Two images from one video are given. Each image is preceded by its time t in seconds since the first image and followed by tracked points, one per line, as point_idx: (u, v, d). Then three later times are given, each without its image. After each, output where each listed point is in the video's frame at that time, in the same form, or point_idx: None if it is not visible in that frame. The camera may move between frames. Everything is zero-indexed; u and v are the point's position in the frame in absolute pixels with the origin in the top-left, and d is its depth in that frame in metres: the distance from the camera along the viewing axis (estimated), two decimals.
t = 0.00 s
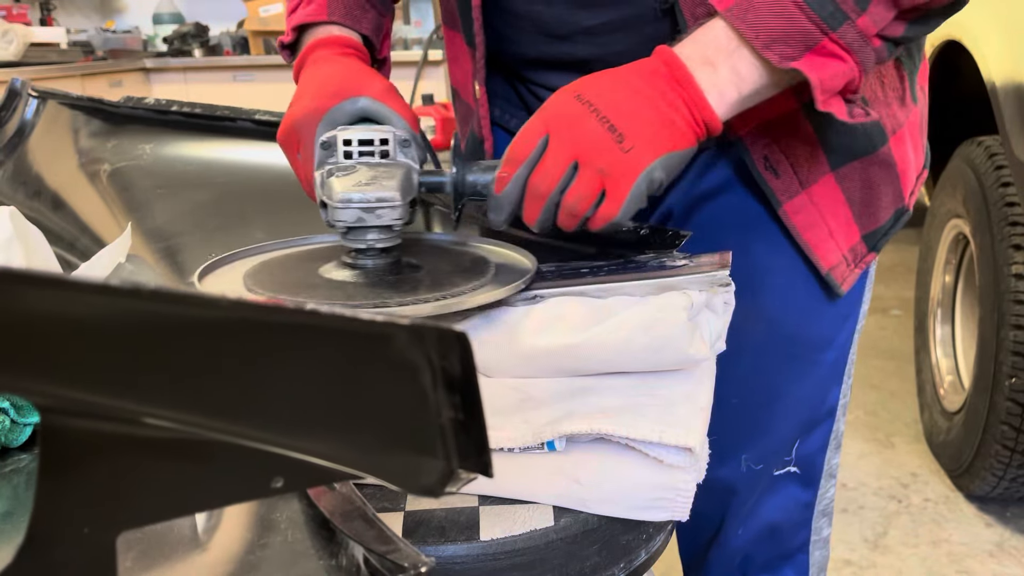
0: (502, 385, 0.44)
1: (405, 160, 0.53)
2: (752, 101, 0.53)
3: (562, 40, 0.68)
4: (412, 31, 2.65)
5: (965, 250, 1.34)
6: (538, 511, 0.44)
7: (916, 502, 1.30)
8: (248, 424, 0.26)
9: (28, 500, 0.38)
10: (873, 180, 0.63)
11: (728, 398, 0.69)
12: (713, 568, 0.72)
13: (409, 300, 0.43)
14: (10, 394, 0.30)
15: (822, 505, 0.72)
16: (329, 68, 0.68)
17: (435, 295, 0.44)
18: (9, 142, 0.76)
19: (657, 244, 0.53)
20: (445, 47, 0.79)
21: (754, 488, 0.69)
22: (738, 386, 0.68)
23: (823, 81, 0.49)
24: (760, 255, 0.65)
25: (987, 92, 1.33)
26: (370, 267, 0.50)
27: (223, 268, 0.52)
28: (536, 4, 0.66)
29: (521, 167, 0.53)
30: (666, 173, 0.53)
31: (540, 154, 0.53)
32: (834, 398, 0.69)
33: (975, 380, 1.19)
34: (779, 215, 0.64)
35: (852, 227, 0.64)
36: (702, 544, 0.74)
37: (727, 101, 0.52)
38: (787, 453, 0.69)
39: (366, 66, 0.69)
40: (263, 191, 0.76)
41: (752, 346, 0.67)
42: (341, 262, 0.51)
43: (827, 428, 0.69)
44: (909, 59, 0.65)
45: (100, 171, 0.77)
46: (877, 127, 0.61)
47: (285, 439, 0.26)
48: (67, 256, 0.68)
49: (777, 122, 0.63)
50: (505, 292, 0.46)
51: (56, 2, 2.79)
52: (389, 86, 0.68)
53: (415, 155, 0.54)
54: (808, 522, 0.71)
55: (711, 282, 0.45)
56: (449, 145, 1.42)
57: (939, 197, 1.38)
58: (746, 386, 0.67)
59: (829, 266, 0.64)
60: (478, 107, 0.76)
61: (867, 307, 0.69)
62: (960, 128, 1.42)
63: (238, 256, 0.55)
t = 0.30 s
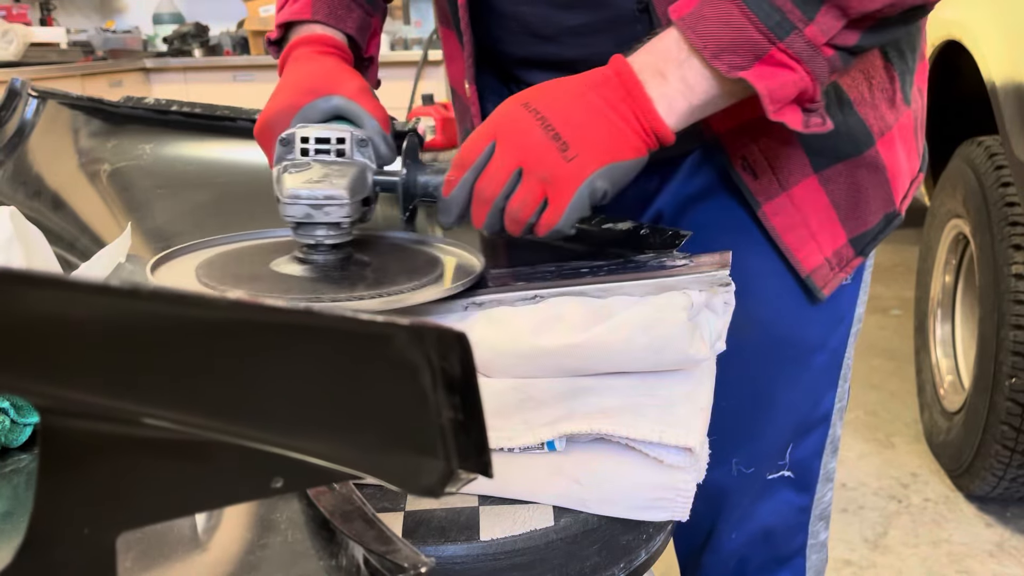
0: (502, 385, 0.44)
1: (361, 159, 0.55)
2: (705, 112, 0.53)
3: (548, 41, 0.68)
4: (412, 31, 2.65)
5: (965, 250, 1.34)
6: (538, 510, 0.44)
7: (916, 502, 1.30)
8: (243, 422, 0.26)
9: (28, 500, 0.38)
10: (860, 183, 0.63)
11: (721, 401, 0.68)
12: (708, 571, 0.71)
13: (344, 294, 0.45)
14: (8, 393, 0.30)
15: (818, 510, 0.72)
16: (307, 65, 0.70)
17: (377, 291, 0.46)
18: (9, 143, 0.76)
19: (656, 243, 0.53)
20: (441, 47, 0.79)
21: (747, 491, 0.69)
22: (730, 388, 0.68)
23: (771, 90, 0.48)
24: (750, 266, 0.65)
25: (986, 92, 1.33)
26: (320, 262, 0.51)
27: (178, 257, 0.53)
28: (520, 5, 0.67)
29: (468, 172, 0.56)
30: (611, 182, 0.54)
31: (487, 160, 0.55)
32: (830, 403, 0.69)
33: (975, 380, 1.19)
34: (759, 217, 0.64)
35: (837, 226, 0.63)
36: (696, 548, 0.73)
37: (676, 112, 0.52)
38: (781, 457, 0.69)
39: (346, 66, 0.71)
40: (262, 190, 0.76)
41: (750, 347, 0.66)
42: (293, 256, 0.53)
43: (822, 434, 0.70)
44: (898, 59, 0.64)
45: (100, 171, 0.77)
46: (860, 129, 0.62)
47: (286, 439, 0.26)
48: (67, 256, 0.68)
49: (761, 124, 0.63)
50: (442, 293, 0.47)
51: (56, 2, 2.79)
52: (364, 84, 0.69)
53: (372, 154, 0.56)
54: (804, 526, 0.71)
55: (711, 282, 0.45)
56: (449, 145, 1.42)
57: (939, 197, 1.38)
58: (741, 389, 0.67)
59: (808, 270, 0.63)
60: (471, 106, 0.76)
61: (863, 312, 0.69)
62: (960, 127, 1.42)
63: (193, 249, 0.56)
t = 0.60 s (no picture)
0: (503, 385, 0.44)
1: (299, 164, 0.54)
2: (637, 124, 0.52)
3: (539, 43, 0.68)
4: (413, 31, 2.65)
5: (965, 250, 1.34)
6: (538, 511, 0.44)
7: (916, 503, 1.30)
8: (242, 420, 0.25)
9: (28, 499, 0.38)
10: (851, 186, 0.63)
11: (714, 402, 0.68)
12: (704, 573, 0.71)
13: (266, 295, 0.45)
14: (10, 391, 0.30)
15: (816, 511, 0.72)
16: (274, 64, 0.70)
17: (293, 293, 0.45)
18: (9, 144, 0.77)
19: (656, 243, 0.53)
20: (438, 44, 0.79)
21: (742, 491, 0.69)
22: (725, 388, 0.68)
23: (701, 103, 0.47)
24: (745, 265, 0.65)
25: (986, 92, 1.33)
26: (252, 265, 0.51)
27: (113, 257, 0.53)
28: (512, 6, 0.67)
29: (390, 182, 0.54)
30: (534, 196, 0.53)
31: (410, 169, 0.54)
32: (824, 404, 0.69)
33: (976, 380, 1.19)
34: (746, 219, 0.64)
35: (828, 230, 0.63)
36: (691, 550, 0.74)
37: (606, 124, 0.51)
38: (776, 458, 0.69)
39: (315, 66, 0.71)
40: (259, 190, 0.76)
41: (745, 348, 0.66)
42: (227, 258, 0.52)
43: (817, 436, 0.70)
44: (888, 63, 0.64)
45: (100, 171, 0.77)
46: (851, 132, 0.62)
47: (284, 437, 0.26)
48: (66, 256, 0.69)
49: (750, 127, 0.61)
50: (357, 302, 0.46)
51: (56, 2, 2.79)
52: (329, 84, 0.69)
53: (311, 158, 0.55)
54: (801, 527, 0.71)
55: (711, 282, 0.45)
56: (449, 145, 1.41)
57: (939, 197, 1.38)
58: (735, 391, 0.67)
59: (801, 275, 0.63)
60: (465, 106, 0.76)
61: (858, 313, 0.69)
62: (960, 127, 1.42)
63: (135, 247, 0.56)
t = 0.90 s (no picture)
0: (502, 385, 0.44)
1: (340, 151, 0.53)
2: (684, 97, 0.49)
3: (539, 44, 0.68)
4: (412, 31, 2.65)
5: (965, 250, 1.34)
6: (539, 511, 0.44)
7: (916, 503, 1.30)
8: (242, 420, 0.25)
9: (28, 499, 0.38)
10: (860, 188, 0.62)
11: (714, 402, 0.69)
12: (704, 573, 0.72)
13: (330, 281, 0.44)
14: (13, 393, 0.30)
15: (814, 508, 0.71)
16: (292, 66, 0.69)
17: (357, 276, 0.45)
18: (9, 143, 0.76)
19: (656, 243, 0.53)
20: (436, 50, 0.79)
21: (742, 490, 0.69)
22: (725, 387, 0.68)
23: (752, 83, 0.45)
24: (746, 264, 0.65)
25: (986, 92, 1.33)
26: (305, 256, 0.50)
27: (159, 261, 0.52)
28: (513, 7, 0.67)
29: (443, 155, 0.51)
30: (590, 162, 0.49)
31: (463, 141, 0.50)
32: (823, 402, 0.68)
33: (975, 380, 1.19)
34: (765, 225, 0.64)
35: (838, 231, 0.63)
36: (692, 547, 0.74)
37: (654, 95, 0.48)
38: (776, 456, 0.69)
39: (329, 62, 0.71)
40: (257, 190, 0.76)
41: (744, 348, 0.67)
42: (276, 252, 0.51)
43: (816, 434, 0.69)
44: (894, 63, 0.63)
45: (100, 171, 0.77)
46: (860, 135, 0.61)
47: (283, 437, 0.25)
48: (66, 257, 0.68)
49: (766, 135, 0.60)
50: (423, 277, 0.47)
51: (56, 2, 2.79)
52: (350, 82, 0.70)
53: (350, 146, 0.55)
54: (800, 524, 0.71)
55: (711, 282, 0.45)
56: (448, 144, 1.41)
57: (939, 197, 1.38)
58: (734, 390, 0.68)
59: (819, 276, 0.62)
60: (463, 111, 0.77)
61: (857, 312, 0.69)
62: (960, 127, 1.42)
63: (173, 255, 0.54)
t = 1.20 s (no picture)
0: (502, 386, 0.44)
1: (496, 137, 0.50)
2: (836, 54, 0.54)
3: (541, 45, 0.68)
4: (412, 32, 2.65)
5: (965, 249, 1.33)
6: (539, 511, 0.44)
7: (916, 502, 1.30)
8: (238, 431, 0.25)
9: (25, 502, 0.38)
10: (882, 176, 0.62)
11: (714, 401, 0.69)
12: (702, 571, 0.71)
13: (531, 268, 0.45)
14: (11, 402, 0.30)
15: (814, 507, 0.71)
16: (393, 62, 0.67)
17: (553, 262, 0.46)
18: (9, 142, 0.76)
19: (655, 245, 0.53)
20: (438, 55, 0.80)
21: (741, 489, 0.69)
22: (725, 387, 0.68)
23: (915, 24, 0.50)
24: (745, 262, 0.66)
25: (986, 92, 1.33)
26: (474, 246, 0.52)
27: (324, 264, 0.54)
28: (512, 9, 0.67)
29: (620, 130, 0.52)
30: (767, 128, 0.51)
31: (640, 116, 0.52)
32: (823, 401, 0.68)
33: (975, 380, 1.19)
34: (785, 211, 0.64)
35: (861, 220, 0.64)
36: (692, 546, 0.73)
37: (819, 54, 0.52)
38: (775, 455, 0.69)
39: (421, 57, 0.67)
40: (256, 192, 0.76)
41: (744, 348, 0.67)
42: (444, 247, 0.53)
43: (816, 433, 0.69)
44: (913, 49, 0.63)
45: (99, 171, 0.77)
46: (885, 122, 0.61)
47: (279, 447, 0.25)
48: (68, 256, 0.71)
49: (794, 123, 0.61)
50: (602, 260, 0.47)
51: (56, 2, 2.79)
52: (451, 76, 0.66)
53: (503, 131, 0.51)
54: (801, 524, 0.71)
55: (711, 282, 0.45)
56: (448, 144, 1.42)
57: (939, 196, 1.38)
58: (733, 390, 0.68)
59: (847, 265, 0.63)
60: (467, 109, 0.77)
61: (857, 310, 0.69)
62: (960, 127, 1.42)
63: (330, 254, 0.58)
